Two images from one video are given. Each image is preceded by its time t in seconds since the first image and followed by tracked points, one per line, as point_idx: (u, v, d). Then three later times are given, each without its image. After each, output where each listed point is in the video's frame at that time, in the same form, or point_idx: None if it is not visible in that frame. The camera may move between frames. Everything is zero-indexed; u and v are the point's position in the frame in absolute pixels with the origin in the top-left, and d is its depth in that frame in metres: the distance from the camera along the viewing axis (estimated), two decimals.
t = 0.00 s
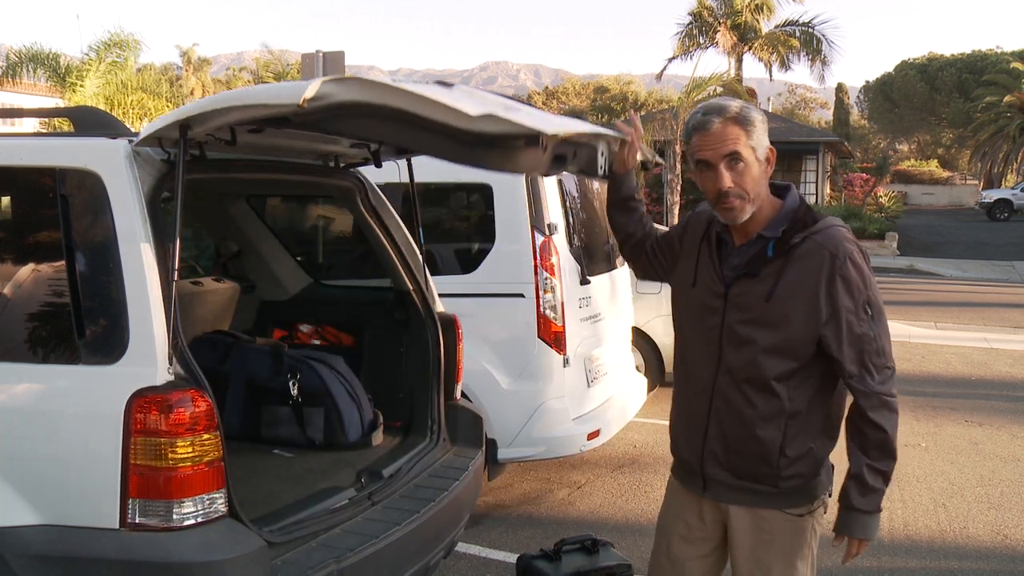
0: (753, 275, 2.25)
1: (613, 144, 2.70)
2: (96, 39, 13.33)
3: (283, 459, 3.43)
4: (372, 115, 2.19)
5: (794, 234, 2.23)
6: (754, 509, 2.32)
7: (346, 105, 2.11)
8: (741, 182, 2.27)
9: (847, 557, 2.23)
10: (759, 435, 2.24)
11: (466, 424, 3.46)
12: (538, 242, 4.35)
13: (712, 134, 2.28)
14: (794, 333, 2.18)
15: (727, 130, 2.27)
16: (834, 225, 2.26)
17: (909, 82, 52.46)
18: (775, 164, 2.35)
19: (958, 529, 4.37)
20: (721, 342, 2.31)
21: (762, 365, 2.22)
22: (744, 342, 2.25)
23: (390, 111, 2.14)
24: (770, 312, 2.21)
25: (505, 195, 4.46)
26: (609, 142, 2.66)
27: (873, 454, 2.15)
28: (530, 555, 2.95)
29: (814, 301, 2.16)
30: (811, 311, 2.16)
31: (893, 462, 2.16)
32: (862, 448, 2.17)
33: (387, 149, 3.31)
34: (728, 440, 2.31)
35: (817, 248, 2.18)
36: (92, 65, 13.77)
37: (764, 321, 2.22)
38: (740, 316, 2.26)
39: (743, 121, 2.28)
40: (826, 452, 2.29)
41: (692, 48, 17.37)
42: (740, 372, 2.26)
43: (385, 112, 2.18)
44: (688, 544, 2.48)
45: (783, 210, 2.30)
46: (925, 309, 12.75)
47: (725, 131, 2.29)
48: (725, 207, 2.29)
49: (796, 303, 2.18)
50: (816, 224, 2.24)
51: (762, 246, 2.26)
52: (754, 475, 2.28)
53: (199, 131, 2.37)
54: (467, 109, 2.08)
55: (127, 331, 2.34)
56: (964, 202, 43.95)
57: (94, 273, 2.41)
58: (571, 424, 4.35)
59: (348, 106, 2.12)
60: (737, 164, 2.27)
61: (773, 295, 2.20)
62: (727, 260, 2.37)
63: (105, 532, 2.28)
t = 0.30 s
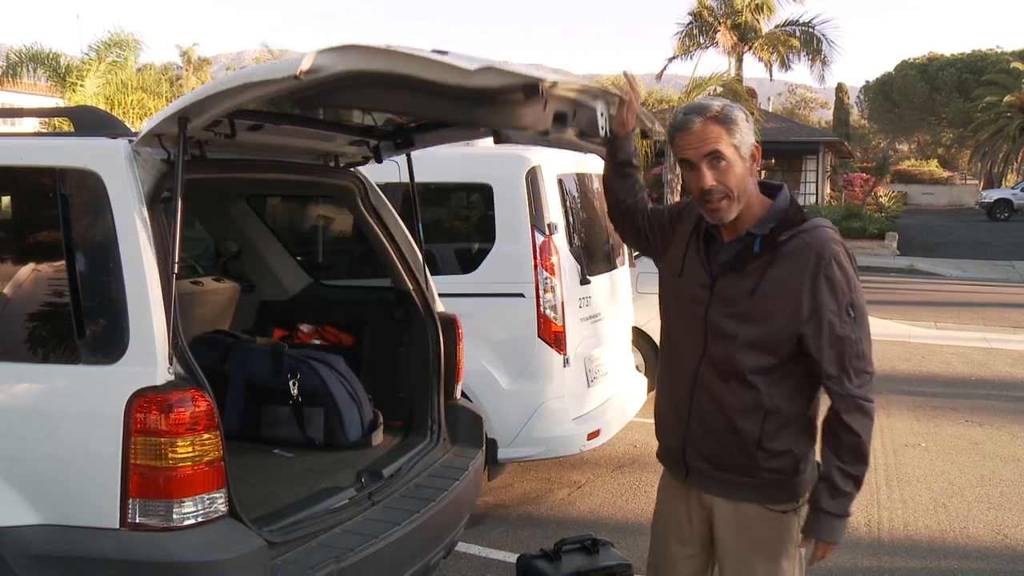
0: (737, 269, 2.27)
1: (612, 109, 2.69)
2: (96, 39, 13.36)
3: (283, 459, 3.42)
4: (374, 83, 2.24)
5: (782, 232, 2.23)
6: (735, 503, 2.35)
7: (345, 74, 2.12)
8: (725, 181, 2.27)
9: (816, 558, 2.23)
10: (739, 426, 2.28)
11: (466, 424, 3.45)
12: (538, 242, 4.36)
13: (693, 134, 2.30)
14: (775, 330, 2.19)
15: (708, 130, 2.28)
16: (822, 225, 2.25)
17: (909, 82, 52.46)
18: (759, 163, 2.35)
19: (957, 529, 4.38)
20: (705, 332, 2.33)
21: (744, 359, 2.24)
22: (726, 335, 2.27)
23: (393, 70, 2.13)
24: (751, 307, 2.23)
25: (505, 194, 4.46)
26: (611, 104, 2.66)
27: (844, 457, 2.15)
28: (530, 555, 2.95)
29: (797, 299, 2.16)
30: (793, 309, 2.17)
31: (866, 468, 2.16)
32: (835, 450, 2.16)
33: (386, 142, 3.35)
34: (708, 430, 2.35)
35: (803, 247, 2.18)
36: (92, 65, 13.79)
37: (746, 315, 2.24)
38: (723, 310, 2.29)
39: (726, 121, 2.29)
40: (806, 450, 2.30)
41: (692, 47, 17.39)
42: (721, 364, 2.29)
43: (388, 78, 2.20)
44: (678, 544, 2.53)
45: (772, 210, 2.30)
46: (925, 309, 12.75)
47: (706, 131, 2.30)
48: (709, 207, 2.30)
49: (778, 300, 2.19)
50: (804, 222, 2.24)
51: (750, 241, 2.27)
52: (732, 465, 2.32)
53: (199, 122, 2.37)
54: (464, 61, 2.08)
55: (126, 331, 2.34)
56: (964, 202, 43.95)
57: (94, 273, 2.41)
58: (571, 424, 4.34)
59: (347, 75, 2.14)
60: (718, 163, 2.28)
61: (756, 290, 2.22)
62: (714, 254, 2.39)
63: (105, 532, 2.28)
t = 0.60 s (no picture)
0: (727, 265, 2.27)
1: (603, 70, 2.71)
2: (96, 38, 13.36)
3: (283, 459, 3.42)
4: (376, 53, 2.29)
5: (773, 231, 2.23)
6: (723, 496, 2.36)
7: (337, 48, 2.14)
8: (703, 184, 2.26)
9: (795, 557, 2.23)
10: (726, 420, 2.29)
11: (466, 424, 3.45)
12: (538, 241, 4.36)
13: (673, 137, 2.28)
14: (763, 328, 2.19)
15: (686, 133, 2.26)
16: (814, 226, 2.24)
17: (909, 82, 52.47)
18: (746, 165, 2.30)
19: (957, 529, 4.38)
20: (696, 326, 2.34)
21: (732, 354, 2.24)
22: (713, 331, 2.28)
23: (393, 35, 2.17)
24: (739, 304, 2.23)
25: (505, 194, 4.46)
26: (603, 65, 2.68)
27: (825, 458, 2.14)
28: (530, 555, 2.95)
29: (784, 299, 2.16)
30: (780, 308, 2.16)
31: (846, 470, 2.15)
32: (815, 450, 2.15)
33: (384, 138, 3.36)
34: (697, 423, 2.36)
35: (793, 247, 2.18)
36: (92, 65, 13.79)
37: (733, 311, 2.24)
38: (711, 305, 2.29)
39: (705, 124, 2.25)
40: (793, 445, 2.31)
41: (692, 47, 17.41)
42: (711, 358, 2.30)
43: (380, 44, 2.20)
44: (668, 539, 2.54)
45: (761, 214, 2.28)
46: (925, 309, 12.75)
47: (685, 133, 2.27)
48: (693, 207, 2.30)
49: (767, 298, 2.19)
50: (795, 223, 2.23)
51: (740, 239, 2.26)
52: (719, 458, 2.34)
53: (197, 117, 2.40)
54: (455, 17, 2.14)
55: (126, 330, 2.34)
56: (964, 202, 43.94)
57: (94, 273, 2.41)
58: (570, 424, 4.34)
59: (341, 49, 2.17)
60: (696, 167, 2.25)
61: (746, 288, 2.22)
62: (706, 249, 2.39)
63: (105, 532, 2.28)
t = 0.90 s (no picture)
0: (714, 263, 2.28)
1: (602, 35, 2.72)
2: (95, 38, 13.36)
3: (282, 459, 3.42)
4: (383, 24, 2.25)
5: (756, 229, 2.22)
6: (720, 492, 2.37)
7: (327, 27, 2.20)
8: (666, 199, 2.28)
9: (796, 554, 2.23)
10: (719, 417, 2.30)
11: (466, 424, 3.45)
12: (537, 241, 4.36)
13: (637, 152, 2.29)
14: (750, 324, 2.20)
15: (645, 152, 2.25)
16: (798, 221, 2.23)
17: (908, 82, 52.49)
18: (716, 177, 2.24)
19: (957, 528, 4.38)
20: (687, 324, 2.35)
21: (722, 351, 2.25)
22: (701, 328, 2.29)
23: (386, 12, 2.18)
24: (726, 302, 2.24)
25: (505, 194, 4.46)
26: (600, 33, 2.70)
27: (820, 455, 2.13)
28: (530, 555, 2.95)
29: (769, 295, 2.16)
30: (766, 305, 2.17)
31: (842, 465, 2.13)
32: (810, 445, 2.14)
33: (382, 135, 3.37)
34: (692, 420, 2.38)
35: (776, 244, 2.17)
36: (92, 65, 13.80)
37: (721, 309, 2.25)
38: (700, 303, 2.30)
39: (662, 142, 2.22)
40: (786, 439, 2.31)
41: (692, 47, 17.43)
42: (703, 354, 2.31)
43: (380, 20, 2.22)
44: (669, 536, 2.54)
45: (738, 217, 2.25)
46: (925, 309, 12.75)
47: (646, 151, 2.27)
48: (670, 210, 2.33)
49: (753, 295, 2.19)
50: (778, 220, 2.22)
51: (726, 237, 2.26)
52: (714, 454, 2.34)
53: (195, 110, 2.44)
54: None
55: (126, 331, 2.34)
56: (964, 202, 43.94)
57: (93, 273, 2.41)
58: (570, 423, 4.34)
59: (329, 31, 2.23)
60: (658, 182, 2.27)
61: (733, 286, 2.22)
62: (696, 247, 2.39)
63: (105, 532, 2.28)
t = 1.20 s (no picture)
0: (689, 269, 2.32)
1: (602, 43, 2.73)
2: (95, 38, 13.38)
3: (282, 459, 3.42)
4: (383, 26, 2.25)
5: (721, 227, 2.28)
6: (717, 495, 2.37)
7: (327, 28, 2.20)
8: (641, 199, 2.28)
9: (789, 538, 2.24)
10: (707, 419, 2.32)
11: (466, 424, 3.45)
12: (538, 241, 4.36)
13: (608, 154, 2.28)
14: (725, 320, 2.24)
15: (621, 151, 2.25)
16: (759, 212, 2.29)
17: (908, 82, 52.48)
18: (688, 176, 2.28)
19: (957, 528, 4.38)
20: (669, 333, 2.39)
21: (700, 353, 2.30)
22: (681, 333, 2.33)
23: (386, 13, 2.17)
24: (699, 303, 2.29)
25: (505, 194, 4.46)
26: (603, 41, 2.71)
27: (802, 432, 2.16)
28: (529, 555, 2.95)
29: (740, 288, 2.21)
30: (738, 298, 2.21)
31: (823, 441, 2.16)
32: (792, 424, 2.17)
33: (382, 135, 3.37)
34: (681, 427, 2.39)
35: (742, 236, 2.23)
36: (92, 65, 13.81)
37: (696, 311, 2.30)
38: (676, 309, 2.35)
39: (637, 141, 2.23)
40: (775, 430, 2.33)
41: (692, 47, 17.43)
42: (685, 360, 2.34)
43: (382, 21, 2.22)
44: (665, 531, 2.54)
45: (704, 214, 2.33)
46: (925, 309, 12.75)
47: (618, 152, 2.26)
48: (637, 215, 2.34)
49: (725, 291, 2.24)
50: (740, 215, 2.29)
51: (694, 241, 2.32)
52: (706, 458, 2.36)
53: (195, 110, 2.44)
54: None
55: (126, 331, 2.34)
56: (964, 202, 43.94)
57: (93, 273, 2.42)
58: (570, 423, 4.35)
59: (329, 32, 2.23)
60: (633, 183, 2.26)
61: (707, 286, 2.27)
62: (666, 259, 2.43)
63: (105, 532, 2.28)
